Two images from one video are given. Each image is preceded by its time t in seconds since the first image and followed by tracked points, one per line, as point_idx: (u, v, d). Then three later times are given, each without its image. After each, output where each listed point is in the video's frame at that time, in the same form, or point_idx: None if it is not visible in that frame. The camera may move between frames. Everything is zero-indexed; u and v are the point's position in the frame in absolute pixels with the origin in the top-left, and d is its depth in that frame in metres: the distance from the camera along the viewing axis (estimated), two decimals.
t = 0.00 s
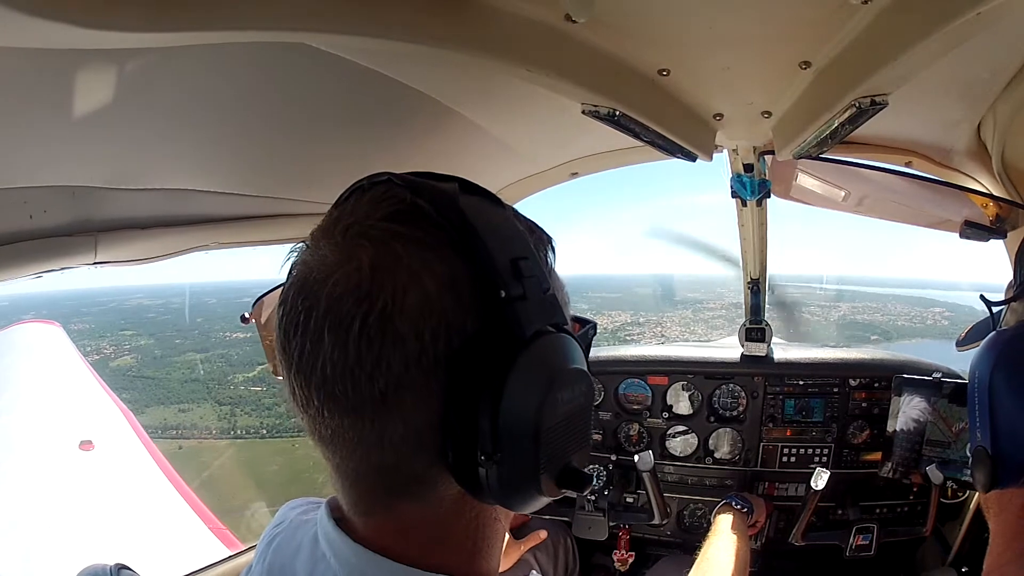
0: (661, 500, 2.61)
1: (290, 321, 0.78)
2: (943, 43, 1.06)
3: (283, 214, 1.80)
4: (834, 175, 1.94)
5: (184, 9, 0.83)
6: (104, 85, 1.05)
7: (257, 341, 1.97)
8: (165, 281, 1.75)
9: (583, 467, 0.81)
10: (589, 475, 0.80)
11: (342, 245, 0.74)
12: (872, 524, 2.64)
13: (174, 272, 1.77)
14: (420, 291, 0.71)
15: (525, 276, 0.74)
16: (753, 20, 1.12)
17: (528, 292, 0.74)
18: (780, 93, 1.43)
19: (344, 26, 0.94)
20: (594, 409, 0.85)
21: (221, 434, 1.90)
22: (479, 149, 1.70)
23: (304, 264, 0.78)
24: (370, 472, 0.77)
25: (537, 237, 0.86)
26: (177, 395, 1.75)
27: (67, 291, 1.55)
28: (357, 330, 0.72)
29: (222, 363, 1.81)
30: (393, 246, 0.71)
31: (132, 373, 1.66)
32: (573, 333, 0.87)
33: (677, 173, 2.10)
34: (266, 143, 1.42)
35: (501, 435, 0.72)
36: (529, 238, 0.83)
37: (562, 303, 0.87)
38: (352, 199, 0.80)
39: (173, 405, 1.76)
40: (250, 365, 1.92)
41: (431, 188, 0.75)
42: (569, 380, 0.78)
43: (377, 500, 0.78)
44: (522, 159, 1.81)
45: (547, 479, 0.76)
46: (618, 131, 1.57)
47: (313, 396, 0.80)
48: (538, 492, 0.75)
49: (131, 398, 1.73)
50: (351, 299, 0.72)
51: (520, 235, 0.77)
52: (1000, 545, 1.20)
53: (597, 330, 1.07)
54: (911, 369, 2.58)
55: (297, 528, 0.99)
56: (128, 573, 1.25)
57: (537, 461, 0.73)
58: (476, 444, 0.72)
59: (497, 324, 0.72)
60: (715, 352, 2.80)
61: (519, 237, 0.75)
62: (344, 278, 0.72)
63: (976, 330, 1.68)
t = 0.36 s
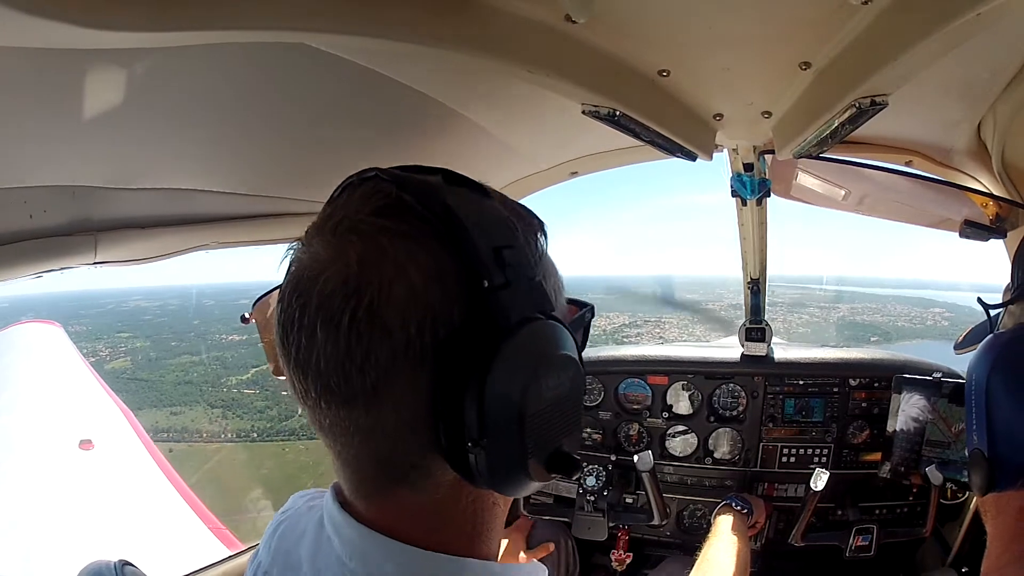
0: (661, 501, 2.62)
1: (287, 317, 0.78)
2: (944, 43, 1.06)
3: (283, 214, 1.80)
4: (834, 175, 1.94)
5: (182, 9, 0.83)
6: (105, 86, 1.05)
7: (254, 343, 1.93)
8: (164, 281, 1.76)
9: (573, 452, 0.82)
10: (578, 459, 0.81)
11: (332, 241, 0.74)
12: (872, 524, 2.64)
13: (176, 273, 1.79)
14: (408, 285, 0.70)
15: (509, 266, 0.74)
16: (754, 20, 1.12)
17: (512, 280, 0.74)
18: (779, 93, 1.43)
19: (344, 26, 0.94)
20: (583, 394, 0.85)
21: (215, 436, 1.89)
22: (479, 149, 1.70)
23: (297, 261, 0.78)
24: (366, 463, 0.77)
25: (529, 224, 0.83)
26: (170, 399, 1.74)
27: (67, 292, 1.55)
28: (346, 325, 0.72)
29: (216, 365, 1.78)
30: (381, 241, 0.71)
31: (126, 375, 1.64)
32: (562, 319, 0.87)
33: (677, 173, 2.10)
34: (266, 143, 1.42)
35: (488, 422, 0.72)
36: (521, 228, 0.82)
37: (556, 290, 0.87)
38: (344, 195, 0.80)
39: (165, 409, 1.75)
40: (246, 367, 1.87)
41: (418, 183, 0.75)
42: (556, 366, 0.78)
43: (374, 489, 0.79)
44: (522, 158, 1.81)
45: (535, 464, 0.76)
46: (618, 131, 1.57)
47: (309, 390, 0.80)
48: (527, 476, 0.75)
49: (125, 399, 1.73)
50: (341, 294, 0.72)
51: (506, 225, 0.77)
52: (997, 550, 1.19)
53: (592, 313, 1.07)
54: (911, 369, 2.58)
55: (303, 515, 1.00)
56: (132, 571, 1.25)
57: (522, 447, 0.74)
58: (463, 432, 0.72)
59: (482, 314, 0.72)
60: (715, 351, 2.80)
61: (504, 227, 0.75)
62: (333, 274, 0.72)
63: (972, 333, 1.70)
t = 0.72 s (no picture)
0: (661, 501, 2.62)
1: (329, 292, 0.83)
2: (944, 42, 1.06)
3: (283, 214, 1.80)
4: (834, 175, 1.94)
5: (183, 9, 0.83)
6: (107, 86, 1.05)
7: (251, 347, 1.93)
8: (165, 282, 1.75)
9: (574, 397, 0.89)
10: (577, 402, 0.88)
11: (368, 225, 0.80)
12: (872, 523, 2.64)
13: (175, 272, 1.77)
14: (437, 256, 0.77)
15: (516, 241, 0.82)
16: (754, 19, 1.12)
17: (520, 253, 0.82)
18: (780, 92, 1.43)
19: (344, 25, 0.94)
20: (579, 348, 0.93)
21: (203, 443, 1.89)
22: (479, 149, 1.70)
23: (335, 246, 0.84)
24: (399, 418, 0.83)
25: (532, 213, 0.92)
26: (164, 404, 1.76)
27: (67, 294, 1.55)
28: (382, 294, 0.78)
29: (211, 369, 1.77)
30: (413, 222, 0.78)
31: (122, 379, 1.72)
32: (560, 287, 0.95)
33: (677, 172, 2.09)
34: (267, 143, 1.42)
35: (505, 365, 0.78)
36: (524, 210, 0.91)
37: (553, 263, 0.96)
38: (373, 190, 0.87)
39: (159, 413, 1.78)
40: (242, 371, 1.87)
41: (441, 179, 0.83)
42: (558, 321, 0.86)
43: (405, 441, 0.84)
44: (522, 158, 1.81)
45: (543, 403, 0.83)
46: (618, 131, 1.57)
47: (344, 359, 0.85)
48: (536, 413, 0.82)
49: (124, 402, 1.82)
50: (377, 268, 0.78)
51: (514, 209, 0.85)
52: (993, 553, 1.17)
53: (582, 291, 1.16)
54: (911, 369, 2.58)
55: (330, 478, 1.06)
56: (135, 567, 1.24)
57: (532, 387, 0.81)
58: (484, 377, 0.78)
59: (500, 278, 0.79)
60: (715, 352, 2.79)
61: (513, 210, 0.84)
62: (371, 253, 0.78)
63: (969, 335, 1.70)
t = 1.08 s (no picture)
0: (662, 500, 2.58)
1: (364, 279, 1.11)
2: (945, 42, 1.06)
3: (283, 215, 1.79)
4: (834, 175, 1.93)
5: (181, 10, 0.83)
6: (108, 88, 1.05)
7: (247, 346, 1.97)
8: (165, 283, 1.74)
9: (537, 380, 1.03)
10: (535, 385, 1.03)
11: (387, 229, 1.07)
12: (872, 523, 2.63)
13: (175, 275, 1.77)
14: (420, 256, 1.01)
15: (483, 242, 0.99)
16: (754, 20, 1.12)
17: (485, 252, 0.99)
18: (779, 93, 1.43)
19: (343, 27, 0.94)
20: (554, 337, 1.06)
21: (194, 443, 1.92)
22: (479, 150, 1.70)
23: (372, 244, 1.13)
24: (409, 378, 1.11)
25: (531, 213, 1.08)
26: (160, 402, 1.79)
27: (66, 296, 1.54)
28: (386, 284, 1.05)
29: (207, 368, 1.81)
30: (408, 229, 1.03)
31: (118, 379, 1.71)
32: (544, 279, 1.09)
33: (678, 173, 2.08)
34: (266, 144, 1.42)
35: (461, 347, 0.98)
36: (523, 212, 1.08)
37: (554, 255, 1.12)
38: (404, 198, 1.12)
39: (152, 412, 1.82)
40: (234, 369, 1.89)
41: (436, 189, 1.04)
42: (520, 313, 1.00)
43: (414, 396, 1.12)
44: (522, 159, 1.81)
45: (498, 383, 0.99)
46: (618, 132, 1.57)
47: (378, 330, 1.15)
48: (489, 391, 0.99)
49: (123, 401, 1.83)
50: (386, 264, 1.06)
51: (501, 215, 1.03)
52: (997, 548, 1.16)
53: (600, 280, 1.21)
54: (911, 369, 2.58)
55: (356, 444, 1.25)
56: (137, 565, 1.24)
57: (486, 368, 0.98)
58: (446, 354, 0.99)
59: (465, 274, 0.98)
60: (715, 352, 2.79)
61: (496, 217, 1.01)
62: (383, 252, 1.06)
63: (978, 328, 1.70)
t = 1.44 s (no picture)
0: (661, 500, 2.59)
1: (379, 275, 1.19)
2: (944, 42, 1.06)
3: (282, 214, 1.79)
4: (834, 175, 1.94)
5: (181, 10, 0.83)
6: (110, 89, 1.05)
7: (245, 347, 1.96)
8: (164, 282, 1.74)
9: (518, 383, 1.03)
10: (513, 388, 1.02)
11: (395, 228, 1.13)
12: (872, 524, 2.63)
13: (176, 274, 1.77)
14: (419, 256, 1.06)
15: (468, 244, 1.01)
16: (753, 20, 1.12)
17: (468, 255, 1.00)
18: (780, 93, 1.43)
19: (342, 27, 0.94)
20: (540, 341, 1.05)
21: (188, 444, 1.91)
22: (479, 150, 1.70)
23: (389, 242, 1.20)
24: (413, 372, 1.16)
25: (523, 218, 1.09)
26: (154, 403, 1.79)
27: (66, 295, 1.54)
28: (392, 282, 1.11)
29: (203, 370, 1.81)
30: (411, 229, 1.09)
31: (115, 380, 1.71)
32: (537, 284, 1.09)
33: (678, 173, 2.08)
34: (267, 144, 1.42)
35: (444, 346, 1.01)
36: (517, 216, 1.09)
37: (551, 258, 1.11)
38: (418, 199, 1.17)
39: (147, 413, 1.83)
40: (230, 371, 1.88)
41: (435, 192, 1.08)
42: (500, 316, 1.00)
43: (418, 389, 1.17)
44: (522, 159, 1.81)
45: (477, 384, 1.01)
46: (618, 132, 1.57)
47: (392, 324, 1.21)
48: (468, 392, 1.01)
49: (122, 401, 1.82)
50: (392, 262, 1.11)
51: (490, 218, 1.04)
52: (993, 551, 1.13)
53: (599, 287, 1.18)
54: (911, 369, 2.58)
55: (366, 440, 1.26)
56: (136, 565, 1.24)
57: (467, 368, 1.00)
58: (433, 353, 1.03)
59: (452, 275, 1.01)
60: (715, 352, 2.79)
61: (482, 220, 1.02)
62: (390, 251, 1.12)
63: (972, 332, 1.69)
